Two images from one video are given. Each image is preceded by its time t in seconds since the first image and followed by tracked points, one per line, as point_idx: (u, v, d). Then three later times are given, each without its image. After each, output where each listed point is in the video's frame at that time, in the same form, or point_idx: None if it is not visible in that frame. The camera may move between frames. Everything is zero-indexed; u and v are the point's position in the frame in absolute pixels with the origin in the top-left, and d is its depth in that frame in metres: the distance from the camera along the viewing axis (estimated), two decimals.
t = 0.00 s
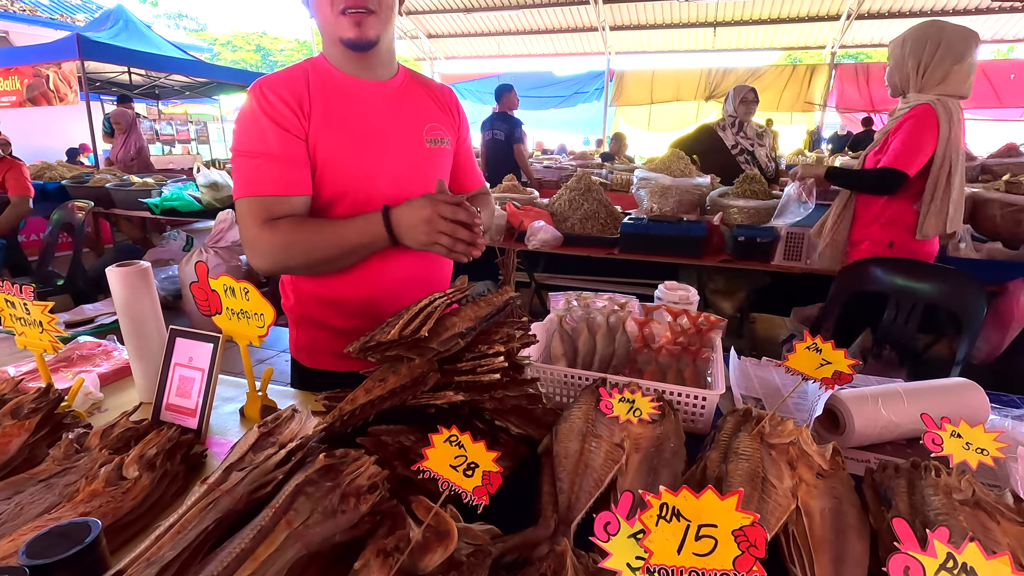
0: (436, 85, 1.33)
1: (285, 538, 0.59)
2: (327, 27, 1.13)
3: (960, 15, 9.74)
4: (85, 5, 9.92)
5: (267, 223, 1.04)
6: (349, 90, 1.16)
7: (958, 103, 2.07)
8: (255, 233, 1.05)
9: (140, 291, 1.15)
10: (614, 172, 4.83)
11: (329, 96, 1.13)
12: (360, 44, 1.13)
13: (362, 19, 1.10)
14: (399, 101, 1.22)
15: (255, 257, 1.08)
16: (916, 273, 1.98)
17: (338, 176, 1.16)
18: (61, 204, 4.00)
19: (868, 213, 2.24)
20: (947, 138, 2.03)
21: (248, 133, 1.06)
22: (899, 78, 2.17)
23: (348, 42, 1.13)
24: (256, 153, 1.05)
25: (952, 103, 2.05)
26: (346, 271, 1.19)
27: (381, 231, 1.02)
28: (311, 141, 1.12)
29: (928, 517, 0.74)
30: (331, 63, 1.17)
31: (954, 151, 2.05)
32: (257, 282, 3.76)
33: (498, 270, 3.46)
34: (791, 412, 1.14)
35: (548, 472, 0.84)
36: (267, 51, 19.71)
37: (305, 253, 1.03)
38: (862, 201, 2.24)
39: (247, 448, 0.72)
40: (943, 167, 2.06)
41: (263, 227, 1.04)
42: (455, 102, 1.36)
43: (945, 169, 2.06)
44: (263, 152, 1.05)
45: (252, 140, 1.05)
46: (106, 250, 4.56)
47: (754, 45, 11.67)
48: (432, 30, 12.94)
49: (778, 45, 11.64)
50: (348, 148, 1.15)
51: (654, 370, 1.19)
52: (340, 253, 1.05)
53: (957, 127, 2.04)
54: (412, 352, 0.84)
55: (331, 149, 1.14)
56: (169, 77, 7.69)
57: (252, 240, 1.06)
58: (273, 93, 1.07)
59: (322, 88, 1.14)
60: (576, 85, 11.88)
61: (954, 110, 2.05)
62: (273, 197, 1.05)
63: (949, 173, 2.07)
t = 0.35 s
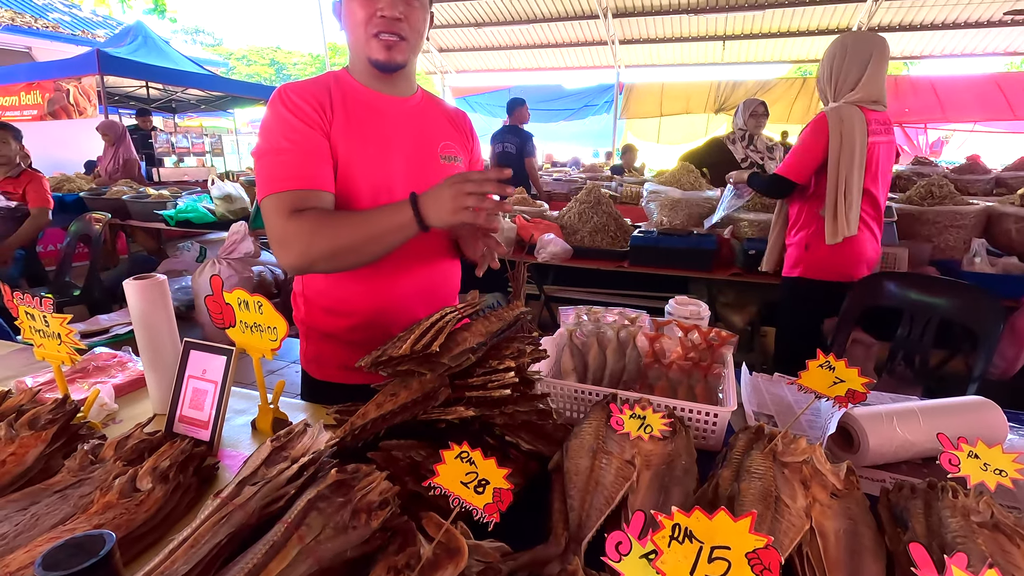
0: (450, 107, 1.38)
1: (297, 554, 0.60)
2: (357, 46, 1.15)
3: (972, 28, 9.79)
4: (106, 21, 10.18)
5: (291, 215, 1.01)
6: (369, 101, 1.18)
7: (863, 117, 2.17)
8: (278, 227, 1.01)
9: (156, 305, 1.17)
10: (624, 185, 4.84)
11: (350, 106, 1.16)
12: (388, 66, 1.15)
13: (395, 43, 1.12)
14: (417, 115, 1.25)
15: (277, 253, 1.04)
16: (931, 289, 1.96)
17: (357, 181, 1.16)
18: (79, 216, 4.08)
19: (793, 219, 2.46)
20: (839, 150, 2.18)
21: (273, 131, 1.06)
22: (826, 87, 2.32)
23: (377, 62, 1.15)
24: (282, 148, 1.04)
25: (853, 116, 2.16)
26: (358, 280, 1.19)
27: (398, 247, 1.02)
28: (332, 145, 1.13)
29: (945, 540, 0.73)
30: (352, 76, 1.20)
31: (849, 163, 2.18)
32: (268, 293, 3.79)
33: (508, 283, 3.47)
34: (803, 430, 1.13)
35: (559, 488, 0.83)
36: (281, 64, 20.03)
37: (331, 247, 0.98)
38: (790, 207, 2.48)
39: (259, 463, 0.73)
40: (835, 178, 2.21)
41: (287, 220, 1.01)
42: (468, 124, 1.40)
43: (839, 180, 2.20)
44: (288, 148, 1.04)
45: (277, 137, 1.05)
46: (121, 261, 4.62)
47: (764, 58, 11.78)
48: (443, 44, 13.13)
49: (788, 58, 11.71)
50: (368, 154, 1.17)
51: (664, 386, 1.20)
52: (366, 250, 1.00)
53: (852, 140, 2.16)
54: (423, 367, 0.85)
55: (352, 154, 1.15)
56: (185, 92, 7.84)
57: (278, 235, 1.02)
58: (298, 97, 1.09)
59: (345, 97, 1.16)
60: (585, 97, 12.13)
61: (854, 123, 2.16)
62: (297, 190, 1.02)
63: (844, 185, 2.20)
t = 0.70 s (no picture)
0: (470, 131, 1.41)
1: None
2: (382, 73, 1.18)
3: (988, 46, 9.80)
4: (133, 43, 10.53)
5: (313, 215, 0.99)
6: (391, 121, 1.21)
7: (819, 135, 2.29)
8: (300, 226, 0.99)
9: (173, 321, 1.18)
10: (636, 202, 4.85)
11: (372, 124, 1.19)
12: (413, 95, 1.17)
13: (422, 75, 1.15)
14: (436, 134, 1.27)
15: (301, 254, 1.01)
16: (952, 309, 1.91)
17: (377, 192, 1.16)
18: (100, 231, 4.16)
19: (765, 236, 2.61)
20: (788, 161, 2.32)
21: (298, 138, 1.07)
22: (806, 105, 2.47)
23: (403, 91, 1.17)
24: (305, 153, 1.05)
25: (807, 130, 2.29)
26: (376, 293, 1.20)
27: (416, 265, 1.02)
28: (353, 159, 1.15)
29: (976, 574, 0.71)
30: (376, 97, 1.23)
31: (797, 176, 2.31)
32: (282, 308, 3.83)
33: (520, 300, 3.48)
34: (823, 454, 1.10)
35: (573, 512, 0.83)
36: (299, 83, 20.46)
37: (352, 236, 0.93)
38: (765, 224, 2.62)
39: (273, 481, 0.72)
40: (781, 187, 2.35)
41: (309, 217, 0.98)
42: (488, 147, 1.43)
43: (786, 190, 2.34)
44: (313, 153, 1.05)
45: (301, 144, 1.06)
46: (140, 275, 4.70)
47: (777, 76, 11.80)
48: (458, 64, 13.37)
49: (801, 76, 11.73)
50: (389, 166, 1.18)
51: (680, 407, 1.18)
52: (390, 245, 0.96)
53: (802, 153, 2.29)
54: (437, 386, 0.84)
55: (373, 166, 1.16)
56: (206, 111, 8.04)
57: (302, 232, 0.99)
58: (322, 111, 1.12)
59: (367, 116, 1.19)
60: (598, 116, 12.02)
61: (807, 138, 2.29)
62: (321, 188, 1.01)
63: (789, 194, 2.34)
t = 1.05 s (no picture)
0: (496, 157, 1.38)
1: None
2: (403, 104, 1.17)
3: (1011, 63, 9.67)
4: (162, 65, 10.88)
5: (327, 266, 1.04)
6: (412, 153, 1.20)
7: (805, 158, 2.31)
8: (315, 276, 1.05)
9: (192, 353, 1.17)
10: (654, 223, 4.82)
11: (392, 158, 1.18)
12: (435, 124, 1.16)
13: (442, 103, 1.13)
14: (457, 166, 1.24)
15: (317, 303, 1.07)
16: (987, 339, 1.82)
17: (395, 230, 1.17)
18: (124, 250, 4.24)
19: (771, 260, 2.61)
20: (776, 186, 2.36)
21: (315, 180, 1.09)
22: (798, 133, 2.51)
23: (424, 121, 1.16)
24: (322, 197, 1.06)
25: (794, 156, 2.33)
26: (394, 329, 1.18)
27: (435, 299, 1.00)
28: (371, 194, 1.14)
29: None
30: (398, 129, 1.22)
31: (782, 198, 2.34)
32: (298, 328, 3.84)
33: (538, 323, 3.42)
34: (861, 504, 1.04)
35: (598, 566, 0.80)
36: (319, 102, 20.89)
37: (352, 285, 0.98)
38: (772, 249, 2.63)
39: (289, 533, 0.72)
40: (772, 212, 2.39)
41: (323, 269, 1.04)
42: (513, 175, 1.40)
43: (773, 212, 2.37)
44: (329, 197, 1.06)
45: (318, 187, 1.08)
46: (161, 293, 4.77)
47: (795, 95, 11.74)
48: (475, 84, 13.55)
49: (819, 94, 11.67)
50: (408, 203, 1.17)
51: (707, 448, 1.15)
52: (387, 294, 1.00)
53: (788, 177, 2.32)
54: (457, 431, 0.82)
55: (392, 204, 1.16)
56: (229, 131, 8.22)
57: (316, 282, 1.05)
58: (340, 149, 1.12)
59: (387, 149, 1.18)
60: (613, 134, 12.13)
61: (790, 162, 2.33)
62: (336, 235, 1.04)
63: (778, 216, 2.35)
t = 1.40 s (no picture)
0: (514, 181, 1.35)
1: None
2: (416, 131, 1.15)
3: None
4: (187, 84, 11.18)
5: (345, 300, 1.02)
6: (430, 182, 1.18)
7: (780, 181, 2.38)
8: (333, 310, 1.03)
9: (210, 383, 1.16)
10: (672, 240, 4.77)
11: (409, 187, 1.16)
12: (447, 151, 1.14)
13: (454, 131, 1.11)
14: (475, 192, 1.22)
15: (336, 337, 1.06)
16: None
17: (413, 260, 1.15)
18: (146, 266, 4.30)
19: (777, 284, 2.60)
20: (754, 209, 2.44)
21: (332, 214, 1.08)
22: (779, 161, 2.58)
23: (437, 148, 1.14)
24: (339, 233, 1.05)
25: (771, 179, 2.40)
26: (413, 361, 1.15)
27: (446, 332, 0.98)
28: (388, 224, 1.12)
29: None
30: (415, 157, 1.20)
31: (758, 219, 2.42)
32: (315, 344, 3.85)
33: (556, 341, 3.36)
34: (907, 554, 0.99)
35: None
36: (338, 118, 21.24)
37: (372, 322, 0.97)
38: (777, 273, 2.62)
39: None
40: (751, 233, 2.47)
41: (341, 303, 1.02)
42: (531, 198, 1.38)
43: (752, 234, 2.44)
44: (347, 232, 1.05)
45: (334, 220, 1.07)
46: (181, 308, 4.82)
47: (814, 109, 11.64)
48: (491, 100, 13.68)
49: (838, 109, 11.56)
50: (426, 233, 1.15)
51: (735, 488, 1.08)
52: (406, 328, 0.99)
53: (762, 200, 2.41)
54: (479, 476, 0.79)
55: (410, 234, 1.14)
56: (250, 148, 8.37)
57: (334, 316, 1.04)
58: (356, 179, 1.11)
59: (403, 178, 1.17)
60: (629, 150, 12.00)
61: (765, 186, 2.41)
62: (354, 270, 1.03)
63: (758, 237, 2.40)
